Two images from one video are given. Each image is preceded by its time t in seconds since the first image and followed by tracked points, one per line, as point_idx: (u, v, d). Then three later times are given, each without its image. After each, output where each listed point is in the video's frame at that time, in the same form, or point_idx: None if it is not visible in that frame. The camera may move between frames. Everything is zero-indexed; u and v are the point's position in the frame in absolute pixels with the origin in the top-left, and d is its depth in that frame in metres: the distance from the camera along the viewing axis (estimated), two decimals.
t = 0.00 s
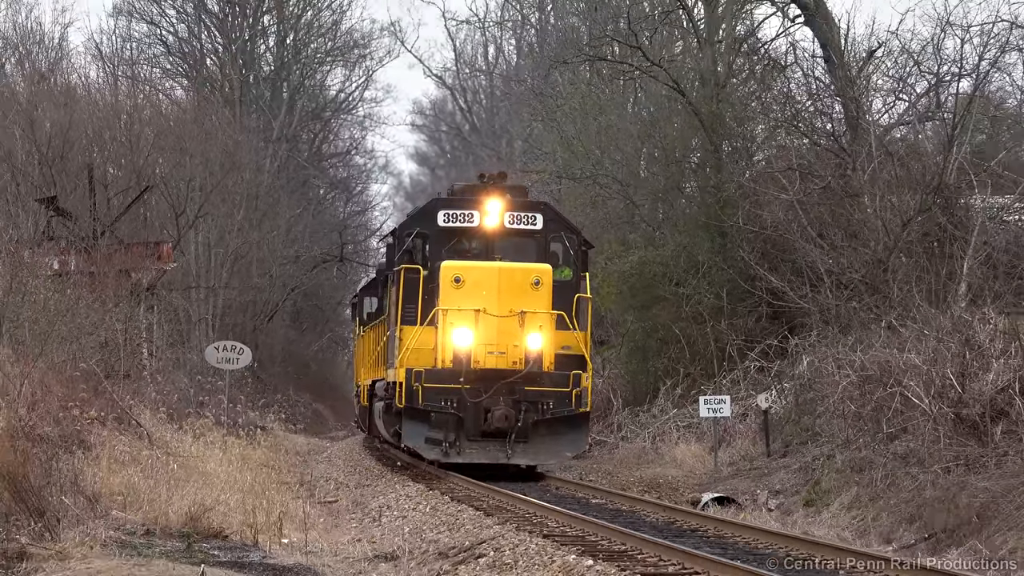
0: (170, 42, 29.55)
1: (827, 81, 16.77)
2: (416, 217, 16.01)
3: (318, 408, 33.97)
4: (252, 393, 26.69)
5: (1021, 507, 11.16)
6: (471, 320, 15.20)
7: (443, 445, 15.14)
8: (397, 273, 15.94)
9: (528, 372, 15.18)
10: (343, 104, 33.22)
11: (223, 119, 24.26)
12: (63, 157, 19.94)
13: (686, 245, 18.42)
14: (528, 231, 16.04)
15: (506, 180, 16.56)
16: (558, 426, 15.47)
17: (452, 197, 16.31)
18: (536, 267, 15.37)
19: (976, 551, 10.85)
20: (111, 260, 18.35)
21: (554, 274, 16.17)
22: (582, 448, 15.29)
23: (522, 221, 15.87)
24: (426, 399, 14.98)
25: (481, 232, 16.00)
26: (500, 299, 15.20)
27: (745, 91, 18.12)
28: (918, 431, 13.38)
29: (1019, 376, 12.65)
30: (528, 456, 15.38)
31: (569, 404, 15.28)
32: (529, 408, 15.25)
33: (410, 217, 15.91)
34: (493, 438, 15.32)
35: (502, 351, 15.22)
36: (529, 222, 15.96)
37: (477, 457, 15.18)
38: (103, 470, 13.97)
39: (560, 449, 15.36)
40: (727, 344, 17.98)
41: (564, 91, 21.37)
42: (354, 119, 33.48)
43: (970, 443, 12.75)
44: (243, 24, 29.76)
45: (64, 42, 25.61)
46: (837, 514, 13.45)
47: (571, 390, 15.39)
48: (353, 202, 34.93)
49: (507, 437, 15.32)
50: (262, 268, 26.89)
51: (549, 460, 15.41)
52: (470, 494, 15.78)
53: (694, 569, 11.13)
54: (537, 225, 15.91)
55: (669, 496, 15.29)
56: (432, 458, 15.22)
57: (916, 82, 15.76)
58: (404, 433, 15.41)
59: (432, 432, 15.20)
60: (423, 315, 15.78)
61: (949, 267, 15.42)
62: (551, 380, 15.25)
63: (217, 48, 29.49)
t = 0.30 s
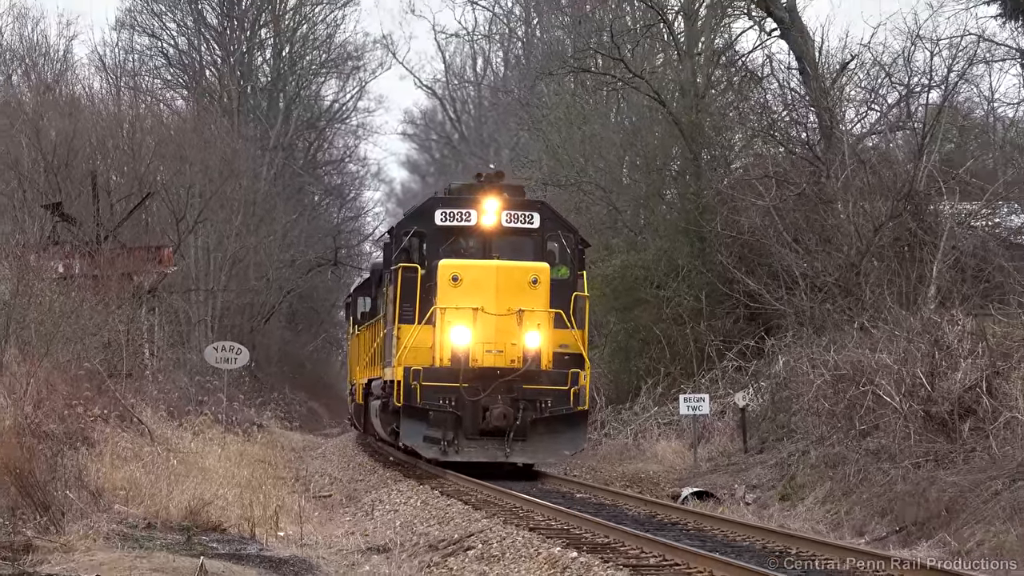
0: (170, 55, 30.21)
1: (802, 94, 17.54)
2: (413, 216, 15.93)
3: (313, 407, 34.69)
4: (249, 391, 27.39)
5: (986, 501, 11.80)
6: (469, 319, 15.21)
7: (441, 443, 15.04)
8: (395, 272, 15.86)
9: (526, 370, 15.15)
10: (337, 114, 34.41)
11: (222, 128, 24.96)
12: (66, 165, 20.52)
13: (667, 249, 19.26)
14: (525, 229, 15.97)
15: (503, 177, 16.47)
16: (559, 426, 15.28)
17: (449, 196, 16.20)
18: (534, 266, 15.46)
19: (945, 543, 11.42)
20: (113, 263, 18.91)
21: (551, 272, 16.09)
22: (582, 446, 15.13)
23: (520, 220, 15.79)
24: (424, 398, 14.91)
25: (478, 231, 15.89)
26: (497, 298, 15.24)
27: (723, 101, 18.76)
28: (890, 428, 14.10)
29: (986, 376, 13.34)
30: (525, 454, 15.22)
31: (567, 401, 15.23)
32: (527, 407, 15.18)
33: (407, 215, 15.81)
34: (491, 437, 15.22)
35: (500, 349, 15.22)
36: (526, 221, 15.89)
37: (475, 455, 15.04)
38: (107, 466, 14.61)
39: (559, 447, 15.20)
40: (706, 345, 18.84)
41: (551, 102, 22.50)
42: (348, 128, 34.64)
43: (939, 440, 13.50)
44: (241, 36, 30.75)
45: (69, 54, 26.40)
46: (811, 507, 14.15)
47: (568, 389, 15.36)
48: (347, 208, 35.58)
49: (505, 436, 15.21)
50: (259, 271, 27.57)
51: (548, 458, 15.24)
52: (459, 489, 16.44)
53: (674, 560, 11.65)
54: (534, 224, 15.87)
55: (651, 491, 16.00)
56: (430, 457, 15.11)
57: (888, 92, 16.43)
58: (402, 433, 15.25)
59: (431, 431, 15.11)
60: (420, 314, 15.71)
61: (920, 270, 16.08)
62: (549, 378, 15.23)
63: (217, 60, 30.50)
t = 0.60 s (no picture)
0: (171, 66, 31.79)
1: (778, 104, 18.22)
2: (411, 215, 16.17)
3: (309, 405, 35.43)
4: (247, 390, 28.12)
5: (955, 495, 12.43)
6: (468, 317, 15.49)
7: (441, 442, 15.32)
8: (394, 270, 16.08)
9: (525, 369, 15.47)
10: (332, 123, 35.58)
11: (221, 137, 25.76)
12: (70, 172, 21.16)
13: (648, 253, 20.01)
14: (524, 228, 16.20)
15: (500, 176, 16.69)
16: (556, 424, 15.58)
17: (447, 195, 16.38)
18: (533, 265, 15.75)
19: (916, 536, 12.07)
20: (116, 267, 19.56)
21: (550, 271, 16.40)
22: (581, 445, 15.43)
23: (518, 218, 16.03)
24: (423, 396, 15.18)
25: (477, 229, 16.11)
26: (497, 297, 15.52)
27: (702, 111, 20.00)
28: (862, 425, 14.75)
29: (954, 375, 14.02)
30: (525, 452, 15.49)
31: (566, 400, 15.52)
32: (527, 406, 15.44)
33: (406, 214, 16.06)
34: (491, 435, 15.48)
35: (500, 347, 15.50)
36: (525, 220, 16.14)
37: (474, 454, 15.28)
38: (110, 462, 15.27)
39: (559, 446, 15.46)
40: (687, 345, 19.55)
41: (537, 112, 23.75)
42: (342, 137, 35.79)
43: (910, 437, 14.24)
44: (239, 49, 31.98)
45: (74, 65, 27.99)
46: (787, 502, 14.88)
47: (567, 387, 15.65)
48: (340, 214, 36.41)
49: (505, 434, 15.47)
50: (256, 274, 28.29)
51: (548, 457, 15.51)
52: (449, 484, 17.13)
53: (655, 552, 12.19)
54: (533, 223, 16.11)
55: (633, 485, 16.73)
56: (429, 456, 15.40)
57: (860, 103, 17.13)
58: (401, 431, 15.50)
59: (430, 429, 15.34)
60: (419, 312, 15.93)
61: (891, 274, 16.67)
62: (548, 377, 15.53)
63: (216, 71, 31.91)
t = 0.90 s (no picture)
0: (170, 76, 32.99)
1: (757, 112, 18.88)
2: (410, 213, 16.45)
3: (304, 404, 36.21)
4: (244, 389, 28.88)
5: (924, 489, 13.19)
6: (468, 314, 15.67)
7: (440, 440, 15.45)
8: (393, 267, 16.27)
9: (526, 367, 15.63)
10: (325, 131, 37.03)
11: (219, 145, 26.85)
12: (73, 178, 21.81)
13: (631, 256, 21.05)
14: (523, 225, 16.52)
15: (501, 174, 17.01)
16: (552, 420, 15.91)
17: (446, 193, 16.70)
18: (533, 263, 15.98)
19: (889, 529, 12.80)
20: (118, 270, 20.19)
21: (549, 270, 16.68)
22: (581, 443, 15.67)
23: (518, 216, 16.34)
24: (423, 394, 15.27)
25: (476, 227, 16.40)
26: (496, 294, 15.71)
27: (682, 120, 20.96)
28: (837, 422, 15.50)
29: (925, 374, 14.65)
30: (526, 451, 15.67)
31: (565, 398, 15.73)
32: (527, 404, 15.63)
33: (404, 212, 16.36)
34: (491, 434, 15.64)
35: (500, 345, 15.68)
36: (525, 217, 16.44)
37: (475, 452, 15.41)
38: (112, 458, 15.93)
39: (559, 445, 15.69)
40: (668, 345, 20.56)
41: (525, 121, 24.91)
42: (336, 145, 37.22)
43: (882, 433, 14.87)
44: (237, 59, 33.42)
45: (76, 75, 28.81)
46: (764, 496, 15.65)
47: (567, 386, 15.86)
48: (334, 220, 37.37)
49: (505, 433, 15.65)
50: (254, 276, 29.07)
51: (548, 456, 15.69)
52: (439, 479, 17.78)
53: (638, 545, 12.87)
54: (532, 220, 16.42)
55: (617, 481, 17.45)
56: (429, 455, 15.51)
57: (834, 111, 17.89)
58: (400, 430, 15.58)
59: (430, 428, 15.44)
60: (419, 311, 16.08)
61: (864, 277, 17.26)
62: (548, 375, 15.74)
63: (214, 82, 33.29)
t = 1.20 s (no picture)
0: (170, 85, 34.76)
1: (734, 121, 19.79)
2: (410, 209, 16.51)
3: (298, 401, 36.99)
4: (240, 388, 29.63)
5: (898, 484, 13.87)
6: (468, 311, 15.74)
7: (441, 439, 15.57)
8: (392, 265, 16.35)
9: (526, 365, 15.71)
10: (320, 137, 38.16)
11: (216, 152, 27.95)
12: (75, 183, 22.47)
13: (614, 258, 21.81)
14: (523, 222, 16.59)
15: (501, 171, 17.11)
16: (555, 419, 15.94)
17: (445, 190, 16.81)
18: (533, 260, 16.08)
19: (863, 521, 13.52)
20: (120, 272, 20.85)
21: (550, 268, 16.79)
22: (582, 442, 15.82)
23: (518, 213, 16.43)
24: (423, 391, 15.35)
25: (476, 224, 16.46)
26: (496, 292, 15.80)
27: (663, 127, 21.56)
28: (812, 419, 16.20)
29: (898, 372, 15.48)
30: (527, 449, 15.75)
31: (567, 396, 15.80)
32: (527, 402, 15.72)
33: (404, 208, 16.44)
34: (492, 433, 15.73)
35: (500, 343, 15.77)
36: (525, 214, 16.53)
37: (475, 451, 15.45)
38: (112, 453, 16.55)
39: (561, 443, 15.82)
40: (649, 344, 21.43)
41: (511, 129, 25.89)
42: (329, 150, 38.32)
43: (856, 430, 15.59)
44: (233, 69, 34.96)
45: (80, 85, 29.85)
46: (742, 490, 16.40)
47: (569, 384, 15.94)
48: (327, 223, 38.67)
49: (506, 432, 15.73)
50: (249, 278, 29.83)
51: (549, 455, 15.80)
52: (429, 474, 18.41)
53: (621, 536, 13.38)
54: (532, 217, 16.49)
55: (600, 475, 18.15)
56: (429, 454, 15.58)
57: (809, 119, 18.53)
58: (400, 427, 15.62)
59: (429, 427, 15.52)
60: (418, 308, 16.14)
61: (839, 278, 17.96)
62: (549, 373, 15.84)
63: (211, 90, 35.04)
